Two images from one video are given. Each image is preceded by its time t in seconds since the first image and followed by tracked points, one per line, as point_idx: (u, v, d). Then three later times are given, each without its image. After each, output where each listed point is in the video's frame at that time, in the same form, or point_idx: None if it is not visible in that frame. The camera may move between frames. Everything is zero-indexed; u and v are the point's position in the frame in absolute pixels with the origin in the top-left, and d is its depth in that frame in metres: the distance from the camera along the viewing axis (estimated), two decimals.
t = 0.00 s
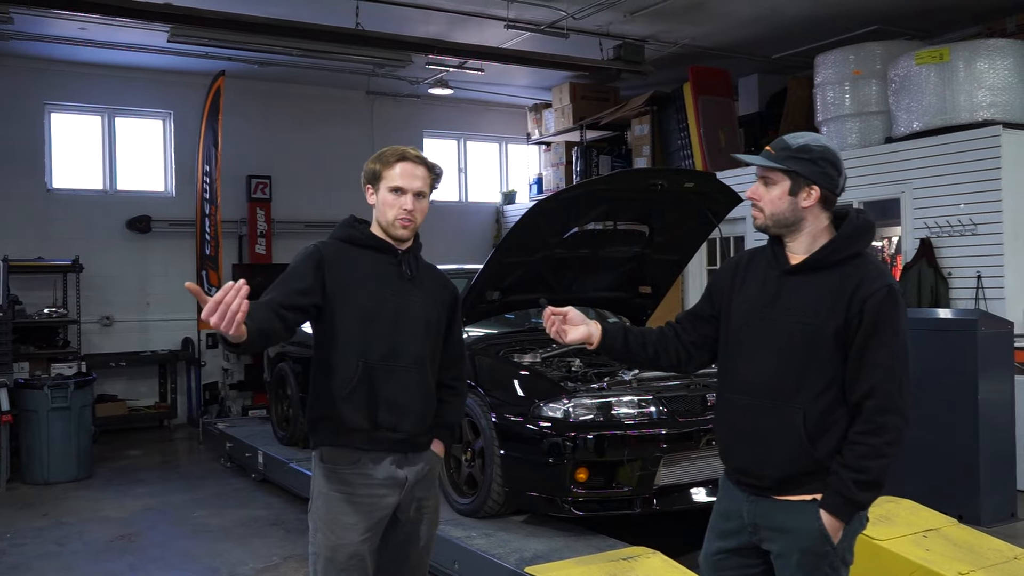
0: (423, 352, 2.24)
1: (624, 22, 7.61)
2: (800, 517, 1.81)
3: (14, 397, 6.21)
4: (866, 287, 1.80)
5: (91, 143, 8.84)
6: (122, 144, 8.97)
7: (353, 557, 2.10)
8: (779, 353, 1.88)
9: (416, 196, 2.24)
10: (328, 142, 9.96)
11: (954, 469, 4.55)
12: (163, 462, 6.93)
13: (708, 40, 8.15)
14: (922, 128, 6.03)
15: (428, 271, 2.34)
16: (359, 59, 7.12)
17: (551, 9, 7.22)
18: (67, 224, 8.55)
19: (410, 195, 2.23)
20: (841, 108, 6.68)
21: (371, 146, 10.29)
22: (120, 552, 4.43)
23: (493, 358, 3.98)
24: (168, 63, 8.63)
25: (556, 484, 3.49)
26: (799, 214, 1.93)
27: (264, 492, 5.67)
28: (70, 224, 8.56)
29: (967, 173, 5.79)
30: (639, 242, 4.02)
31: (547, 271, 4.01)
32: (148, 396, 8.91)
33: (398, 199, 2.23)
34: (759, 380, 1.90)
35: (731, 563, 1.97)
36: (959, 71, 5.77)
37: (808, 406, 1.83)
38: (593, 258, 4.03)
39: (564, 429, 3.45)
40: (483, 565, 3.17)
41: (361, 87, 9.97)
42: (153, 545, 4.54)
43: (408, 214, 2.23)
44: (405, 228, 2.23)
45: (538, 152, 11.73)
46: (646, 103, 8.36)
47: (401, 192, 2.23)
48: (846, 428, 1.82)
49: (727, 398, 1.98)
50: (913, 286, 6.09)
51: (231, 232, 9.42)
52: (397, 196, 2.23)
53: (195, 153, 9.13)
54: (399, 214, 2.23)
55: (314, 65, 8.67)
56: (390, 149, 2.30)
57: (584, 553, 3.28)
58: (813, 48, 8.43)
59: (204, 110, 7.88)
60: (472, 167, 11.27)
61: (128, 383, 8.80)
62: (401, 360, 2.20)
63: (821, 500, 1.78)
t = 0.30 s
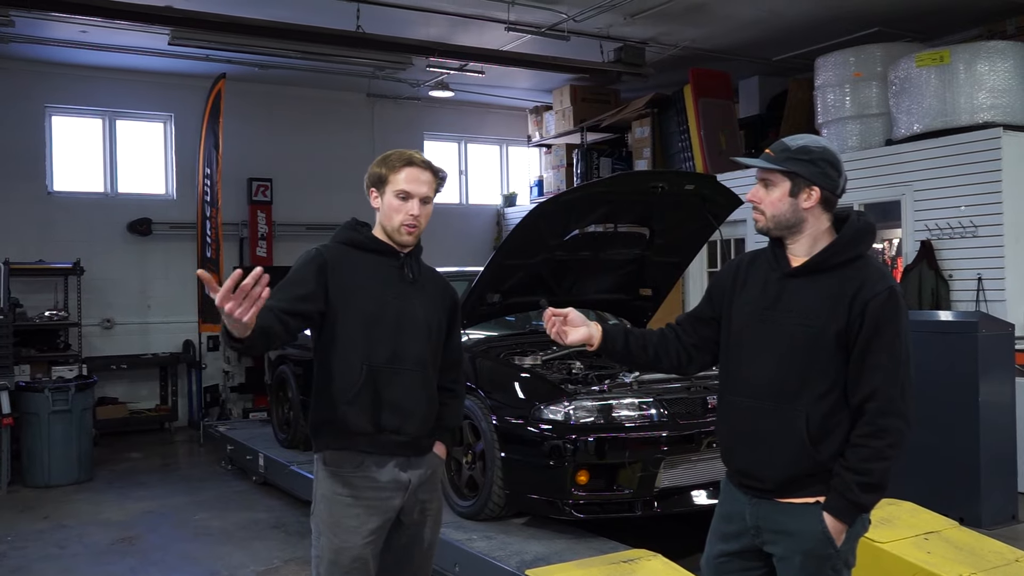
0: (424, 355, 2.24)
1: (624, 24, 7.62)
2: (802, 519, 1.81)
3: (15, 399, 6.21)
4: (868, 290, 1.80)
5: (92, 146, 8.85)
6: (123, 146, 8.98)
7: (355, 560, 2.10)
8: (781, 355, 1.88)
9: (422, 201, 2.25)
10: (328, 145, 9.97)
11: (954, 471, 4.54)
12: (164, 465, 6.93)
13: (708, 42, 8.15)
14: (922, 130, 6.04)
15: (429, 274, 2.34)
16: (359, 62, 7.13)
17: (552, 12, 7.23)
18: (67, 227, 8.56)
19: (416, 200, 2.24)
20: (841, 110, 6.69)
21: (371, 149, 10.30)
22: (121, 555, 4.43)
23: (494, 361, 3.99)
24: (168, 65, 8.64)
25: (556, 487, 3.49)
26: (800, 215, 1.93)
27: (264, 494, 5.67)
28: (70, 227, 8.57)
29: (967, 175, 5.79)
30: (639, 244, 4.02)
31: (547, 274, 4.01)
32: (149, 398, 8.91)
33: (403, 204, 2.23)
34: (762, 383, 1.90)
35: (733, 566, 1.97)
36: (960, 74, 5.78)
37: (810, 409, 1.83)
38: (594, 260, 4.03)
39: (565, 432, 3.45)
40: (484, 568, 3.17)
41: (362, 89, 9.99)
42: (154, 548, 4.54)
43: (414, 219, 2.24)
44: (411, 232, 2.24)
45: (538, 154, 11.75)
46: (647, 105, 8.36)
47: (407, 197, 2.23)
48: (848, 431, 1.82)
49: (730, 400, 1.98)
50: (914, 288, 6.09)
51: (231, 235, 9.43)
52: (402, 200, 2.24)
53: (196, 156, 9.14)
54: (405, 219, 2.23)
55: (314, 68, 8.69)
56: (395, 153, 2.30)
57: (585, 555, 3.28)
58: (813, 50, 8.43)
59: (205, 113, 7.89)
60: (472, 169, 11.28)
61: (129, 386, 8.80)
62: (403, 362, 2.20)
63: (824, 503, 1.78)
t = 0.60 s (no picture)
0: (423, 356, 2.24)
1: (625, 26, 7.62)
2: (802, 521, 1.81)
3: (15, 399, 6.21)
4: (868, 292, 1.80)
5: (92, 147, 8.86)
6: (123, 147, 8.99)
7: (356, 561, 2.10)
8: (781, 357, 1.88)
9: (425, 201, 2.26)
10: (328, 145, 9.97)
11: (955, 474, 4.54)
12: (164, 465, 6.93)
13: (709, 44, 8.16)
14: (922, 133, 6.05)
15: (428, 276, 2.35)
16: (360, 63, 7.13)
17: (553, 14, 7.23)
18: (68, 227, 8.56)
19: (420, 201, 2.24)
20: (841, 113, 6.69)
21: (372, 150, 10.31)
22: (121, 556, 4.43)
23: (494, 362, 3.98)
24: (170, 67, 8.65)
25: (556, 489, 3.49)
26: (801, 217, 1.93)
27: (264, 496, 5.67)
28: (71, 227, 8.57)
29: (968, 178, 5.79)
30: (639, 246, 4.02)
31: (547, 276, 4.01)
32: (149, 399, 8.90)
33: (407, 205, 2.24)
34: (761, 384, 1.90)
35: (734, 567, 1.97)
36: (960, 77, 5.78)
37: (810, 410, 1.83)
38: (594, 262, 4.03)
39: (565, 433, 3.45)
40: (484, 569, 3.17)
41: (362, 91, 10.00)
42: (154, 549, 4.54)
43: (417, 220, 2.25)
44: (414, 233, 2.25)
45: (539, 156, 11.75)
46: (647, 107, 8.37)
47: (411, 198, 2.24)
48: (848, 432, 1.82)
49: (729, 402, 1.98)
50: (914, 291, 6.14)
51: (232, 236, 9.43)
52: (406, 201, 2.24)
53: (196, 157, 9.14)
54: (409, 220, 2.24)
55: (315, 69, 8.71)
56: (397, 153, 2.30)
57: (584, 557, 3.28)
58: (813, 52, 8.44)
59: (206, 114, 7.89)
60: (473, 171, 11.28)
61: (129, 387, 8.80)
62: (403, 364, 2.20)
63: (824, 504, 1.78)
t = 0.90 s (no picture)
0: (422, 356, 2.24)
1: (624, 25, 7.62)
2: (801, 520, 1.81)
3: (16, 400, 6.22)
4: (868, 291, 1.80)
5: (93, 147, 8.86)
6: (123, 148, 8.99)
7: (356, 560, 2.10)
8: (781, 356, 1.88)
9: (426, 198, 2.26)
10: (328, 145, 9.97)
11: (955, 472, 4.54)
12: (165, 466, 6.93)
13: (709, 43, 8.15)
14: (923, 131, 6.04)
15: (426, 275, 2.35)
16: (360, 63, 7.13)
17: (552, 13, 7.23)
18: (68, 228, 8.56)
19: (420, 198, 2.25)
20: (842, 111, 6.69)
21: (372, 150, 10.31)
22: (121, 556, 4.43)
23: (494, 362, 3.98)
24: (170, 67, 8.66)
25: (556, 488, 3.49)
26: (801, 216, 1.93)
27: (265, 496, 5.67)
28: (71, 228, 8.57)
29: (969, 176, 5.78)
30: (640, 245, 4.02)
31: (547, 275, 4.01)
32: (149, 400, 8.90)
33: (408, 202, 2.24)
34: (761, 382, 1.90)
35: (734, 565, 1.96)
36: (960, 75, 5.78)
37: (810, 408, 1.83)
38: (594, 261, 4.03)
39: (565, 433, 3.45)
40: (484, 569, 3.17)
41: (362, 91, 10.00)
42: (154, 549, 4.54)
43: (419, 217, 2.25)
44: (416, 230, 2.25)
45: (539, 155, 11.75)
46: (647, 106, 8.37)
47: (411, 195, 2.24)
48: (848, 430, 1.82)
49: (729, 401, 1.98)
50: (914, 290, 6.14)
51: (232, 236, 9.44)
52: (407, 199, 2.24)
53: (196, 158, 9.14)
54: (410, 218, 2.24)
55: (315, 69, 8.72)
56: (392, 152, 2.30)
57: (585, 556, 3.27)
58: (814, 51, 8.43)
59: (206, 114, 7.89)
60: (473, 170, 11.28)
61: (129, 388, 8.80)
62: (402, 364, 2.20)
63: (823, 502, 1.78)
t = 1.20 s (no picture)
0: (420, 355, 2.25)
1: (623, 24, 7.62)
2: (799, 518, 1.81)
3: (14, 400, 6.21)
4: (867, 289, 1.80)
5: (91, 147, 8.85)
6: (122, 148, 8.98)
7: (355, 559, 2.09)
8: (780, 355, 1.88)
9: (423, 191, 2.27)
10: (326, 144, 9.96)
11: (954, 470, 4.54)
12: (164, 465, 6.93)
13: (707, 42, 8.15)
14: (921, 130, 6.04)
15: (423, 275, 2.35)
16: (359, 62, 7.12)
17: (551, 12, 7.23)
18: (66, 228, 8.55)
19: (418, 191, 2.26)
20: (840, 110, 6.69)
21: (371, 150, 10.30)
22: (120, 556, 4.43)
23: (493, 361, 3.97)
24: (168, 67, 8.65)
25: (555, 487, 3.49)
26: (801, 215, 1.93)
27: (264, 495, 5.67)
28: (69, 227, 8.57)
29: (967, 175, 5.79)
30: (638, 244, 4.02)
31: (546, 273, 4.01)
32: (148, 400, 8.90)
33: (407, 196, 2.24)
34: (760, 381, 1.90)
35: (733, 563, 1.96)
36: (959, 74, 5.78)
37: (809, 407, 1.83)
38: (593, 260, 4.03)
39: (564, 432, 3.45)
40: (484, 568, 3.17)
41: (361, 90, 10.00)
42: (153, 549, 4.54)
43: (419, 211, 2.26)
44: (418, 224, 2.26)
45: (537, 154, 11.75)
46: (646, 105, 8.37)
47: (409, 189, 2.25)
48: (847, 429, 1.82)
49: (729, 399, 1.98)
50: (913, 289, 6.09)
51: (231, 235, 9.43)
52: (405, 193, 2.24)
53: (195, 157, 9.14)
54: (412, 211, 2.25)
55: (314, 69, 8.71)
56: (381, 149, 2.30)
57: (584, 555, 3.28)
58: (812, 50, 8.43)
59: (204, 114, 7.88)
60: (472, 170, 11.28)
61: (128, 388, 8.79)
62: (401, 363, 2.20)
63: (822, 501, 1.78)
